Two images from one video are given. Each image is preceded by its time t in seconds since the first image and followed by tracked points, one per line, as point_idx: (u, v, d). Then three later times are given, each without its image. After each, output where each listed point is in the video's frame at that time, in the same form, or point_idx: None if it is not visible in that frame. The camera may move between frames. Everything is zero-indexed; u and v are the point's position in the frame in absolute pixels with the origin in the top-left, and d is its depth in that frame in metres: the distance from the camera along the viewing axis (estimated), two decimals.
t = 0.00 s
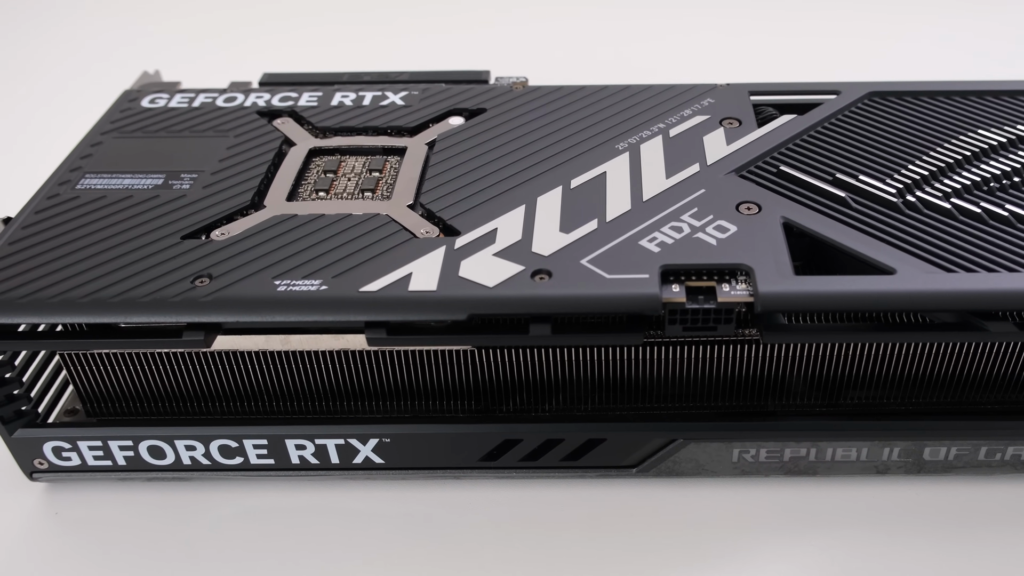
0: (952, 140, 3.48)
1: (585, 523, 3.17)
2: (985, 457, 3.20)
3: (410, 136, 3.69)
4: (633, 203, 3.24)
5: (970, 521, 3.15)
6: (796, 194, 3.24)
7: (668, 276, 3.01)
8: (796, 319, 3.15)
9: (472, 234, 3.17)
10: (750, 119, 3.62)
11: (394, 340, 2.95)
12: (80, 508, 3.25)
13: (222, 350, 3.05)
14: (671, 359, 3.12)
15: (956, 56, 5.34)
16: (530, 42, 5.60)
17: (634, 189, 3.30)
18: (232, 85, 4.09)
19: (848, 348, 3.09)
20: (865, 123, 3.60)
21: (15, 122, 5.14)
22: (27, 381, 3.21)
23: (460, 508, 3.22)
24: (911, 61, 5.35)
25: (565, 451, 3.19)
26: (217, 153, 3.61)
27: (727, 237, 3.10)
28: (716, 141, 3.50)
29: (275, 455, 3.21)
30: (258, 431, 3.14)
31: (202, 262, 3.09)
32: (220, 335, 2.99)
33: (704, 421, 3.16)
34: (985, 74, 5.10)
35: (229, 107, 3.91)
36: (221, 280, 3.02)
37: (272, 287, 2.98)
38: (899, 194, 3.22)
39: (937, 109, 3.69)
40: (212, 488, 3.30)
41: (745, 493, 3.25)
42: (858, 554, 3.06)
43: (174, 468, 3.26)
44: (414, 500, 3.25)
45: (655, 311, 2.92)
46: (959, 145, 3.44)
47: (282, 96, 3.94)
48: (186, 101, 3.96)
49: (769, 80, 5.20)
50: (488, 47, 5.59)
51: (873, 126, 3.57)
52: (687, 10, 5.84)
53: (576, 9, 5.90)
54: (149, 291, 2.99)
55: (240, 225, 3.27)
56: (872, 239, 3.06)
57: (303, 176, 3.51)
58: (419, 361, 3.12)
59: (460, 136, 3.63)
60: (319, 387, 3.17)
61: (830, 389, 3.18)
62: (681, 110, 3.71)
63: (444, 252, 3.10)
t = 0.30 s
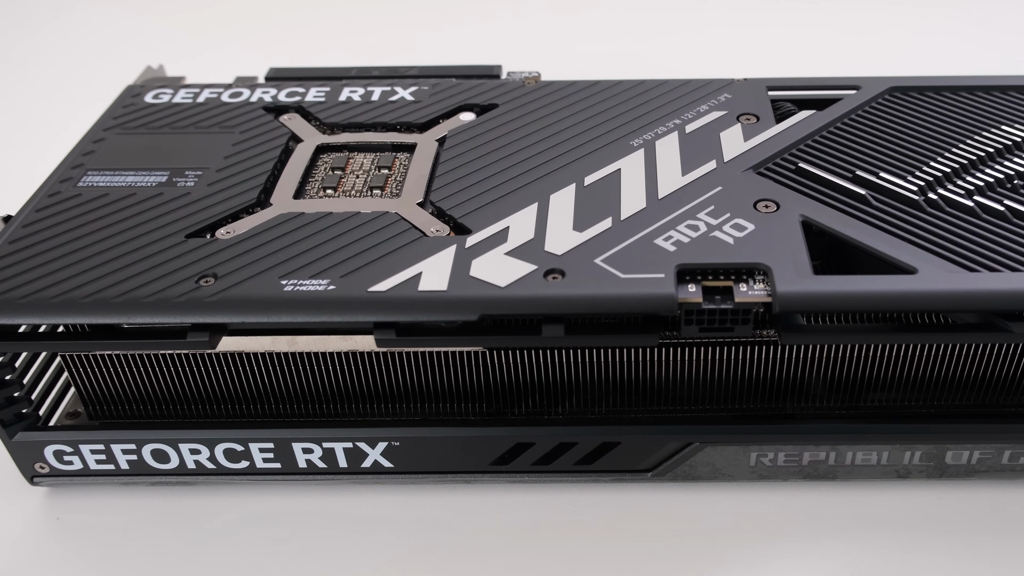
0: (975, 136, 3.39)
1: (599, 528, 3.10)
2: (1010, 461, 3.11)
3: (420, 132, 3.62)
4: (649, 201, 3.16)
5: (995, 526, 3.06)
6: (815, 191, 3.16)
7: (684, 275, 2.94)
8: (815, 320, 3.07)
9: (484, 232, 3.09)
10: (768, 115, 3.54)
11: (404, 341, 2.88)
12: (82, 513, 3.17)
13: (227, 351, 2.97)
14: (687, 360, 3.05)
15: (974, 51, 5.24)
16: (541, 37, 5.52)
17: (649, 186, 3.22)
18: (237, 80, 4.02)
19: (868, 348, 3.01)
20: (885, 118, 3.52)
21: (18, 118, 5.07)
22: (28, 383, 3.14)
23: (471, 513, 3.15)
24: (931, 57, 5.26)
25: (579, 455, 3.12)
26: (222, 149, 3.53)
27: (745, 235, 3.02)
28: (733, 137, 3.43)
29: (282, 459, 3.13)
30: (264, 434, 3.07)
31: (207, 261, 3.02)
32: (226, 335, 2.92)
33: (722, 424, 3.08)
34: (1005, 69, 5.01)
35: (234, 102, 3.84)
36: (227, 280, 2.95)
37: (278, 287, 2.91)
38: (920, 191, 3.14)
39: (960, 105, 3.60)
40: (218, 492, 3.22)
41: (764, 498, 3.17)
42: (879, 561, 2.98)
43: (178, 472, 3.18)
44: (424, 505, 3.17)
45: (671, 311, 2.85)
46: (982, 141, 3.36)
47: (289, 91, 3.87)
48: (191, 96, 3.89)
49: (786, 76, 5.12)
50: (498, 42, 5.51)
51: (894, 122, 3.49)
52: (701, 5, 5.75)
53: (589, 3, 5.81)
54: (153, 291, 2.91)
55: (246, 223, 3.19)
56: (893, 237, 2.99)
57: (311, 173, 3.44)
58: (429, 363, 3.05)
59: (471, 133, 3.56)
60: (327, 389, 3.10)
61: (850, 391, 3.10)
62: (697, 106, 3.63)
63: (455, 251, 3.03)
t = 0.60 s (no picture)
0: (1000, 132, 3.31)
1: (614, 535, 3.01)
2: None
3: (430, 128, 3.53)
4: (665, 199, 3.08)
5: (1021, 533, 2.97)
6: (836, 188, 3.08)
7: (701, 275, 2.86)
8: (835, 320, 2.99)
9: (496, 230, 3.01)
10: (788, 110, 3.46)
11: (413, 342, 2.80)
12: (83, 519, 3.09)
13: (231, 353, 2.89)
14: (705, 361, 2.96)
15: (993, 43, 5.14)
16: (551, 30, 5.43)
17: (665, 183, 3.14)
18: (242, 74, 3.93)
19: (890, 350, 2.93)
20: (907, 114, 3.43)
21: (18, 113, 4.99)
22: (27, 387, 3.05)
23: (482, 519, 3.06)
24: (952, 49, 5.16)
25: (594, 459, 3.04)
26: (227, 146, 3.45)
27: (764, 233, 2.94)
28: (751, 132, 3.34)
29: (288, 464, 3.05)
30: (270, 438, 2.99)
31: (210, 260, 2.93)
32: (230, 337, 2.84)
33: (740, 428, 3.00)
34: None
35: (239, 97, 3.76)
36: (231, 279, 2.87)
37: (285, 287, 2.83)
38: (944, 188, 3.06)
39: (985, 99, 3.51)
40: (222, 497, 3.14)
41: (783, 504, 3.09)
42: (902, 568, 2.90)
43: (182, 476, 3.10)
44: (434, 510, 3.09)
45: (687, 312, 2.76)
46: (1008, 137, 3.27)
47: (295, 86, 3.79)
48: (194, 90, 3.80)
49: (803, 70, 5.02)
50: (506, 36, 5.42)
51: (916, 118, 3.40)
52: None
53: None
54: (155, 291, 2.83)
55: (251, 221, 3.11)
56: (916, 236, 2.90)
57: (318, 170, 3.35)
58: (438, 365, 2.97)
59: (482, 128, 3.48)
60: (334, 392, 3.02)
61: (871, 394, 3.02)
62: (714, 101, 3.55)
63: (466, 249, 2.95)
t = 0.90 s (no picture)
0: None
1: (629, 542, 2.92)
2: None
3: (441, 123, 3.45)
4: (683, 196, 2.99)
5: None
6: (858, 185, 2.99)
7: (720, 274, 2.76)
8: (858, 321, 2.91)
9: (508, 228, 2.92)
10: (809, 104, 3.36)
11: (422, 344, 2.71)
12: (83, 525, 3.00)
13: (236, 355, 2.81)
14: (724, 363, 2.87)
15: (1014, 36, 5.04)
16: (561, 23, 5.32)
17: (683, 180, 3.05)
18: (247, 68, 3.84)
19: (915, 351, 2.84)
20: (932, 108, 3.34)
21: (17, 108, 4.89)
22: (24, 390, 2.95)
23: (493, 525, 2.97)
24: (972, 42, 5.06)
25: (609, 464, 2.95)
26: (231, 141, 3.36)
27: (786, 231, 2.85)
28: (770, 128, 3.25)
29: (294, 469, 2.96)
30: (276, 442, 2.90)
31: (213, 259, 2.84)
32: (235, 338, 2.75)
33: (760, 432, 2.91)
34: None
35: (244, 91, 3.66)
36: (235, 279, 2.78)
37: (290, 287, 2.74)
38: (970, 185, 2.97)
39: (1013, 93, 3.40)
40: (226, 503, 3.05)
41: (804, 510, 2.99)
42: None
43: (184, 482, 3.01)
44: (443, 517, 3.00)
45: (706, 313, 2.67)
46: None
47: (302, 79, 3.70)
48: (198, 84, 3.71)
49: (820, 63, 4.93)
50: (515, 29, 5.32)
51: (941, 112, 3.31)
52: None
53: None
54: (157, 291, 2.74)
55: (256, 219, 3.02)
56: (942, 234, 2.81)
57: (325, 166, 3.27)
58: (449, 367, 2.87)
59: (494, 123, 3.39)
60: (341, 395, 2.92)
61: (895, 397, 2.93)
62: (733, 95, 3.45)
63: (477, 248, 2.86)
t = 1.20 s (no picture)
0: None
1: (647, 551, 2.82)
2: None
3: (452, 117, 3.35)
4: (702, 192, 2.89)
5: None
6: (884, 181, 2.89)
7: (740, 274, 2.67)
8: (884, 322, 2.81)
9: (522, 226, 2.82)
10: (833, 98, 3.26)
11: (433, 346, 2.62)
12: (81, 533, 2.90)
13: (239, 357, 2.71)
14: (745, 366, 2.78)
15: None
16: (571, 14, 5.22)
17: (702, 176, 2.95)
18: (251, 60, 3.74)
19: (943, 353, 2.74)
20: (960, 102, 3.23)
21: (13, 101, 4.80)
22: (21, 393, 2.89)
23: (506, 534, 2.87)
24: (991, 35, 4.96)
25: (626, 470, 2.85)
26: (235, 136, 3.26)
27: (809, 229, 2.75)
28: (792, 122, 3.15)
29: (300, 475, 2.87)
30: (281, 448, 2.80)
31: (216, 258, 2.75)
32: (238, 340, 2.66)
33: (782, 437, 2.81)
34: None
35: (248, 84, 3.57)
36: (239, 279, 2.68)
37: (296, 287, 2.64)
38: (1000, 181, 2.86)
39: None
40: (229, 511, 2.95)
41: (827, 518, 2.89)
42: None
43: (186, 488, 2.91)
44: (454, 525, 2.90)
45: (727, 314, 2.57)
46: None
47: (308, 72, 3.60)
48: (200, 77, 3.62)
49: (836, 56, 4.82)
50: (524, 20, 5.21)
51: (969, 106, 3.20)
52: None
53: None
54: (158, 291, 2.65)
55: (260, 216, 2.93)
56: (972, 232, 2.71)
57: (332, 162, 3.17)
58: (460, 370, 2.78)
59: (507, 117, 3.29)
60: (349, 399, 2.83)
61: (922, 400, 2.83)
62: (754, 88, 3.35)
63: (489, 247, 2.76)
